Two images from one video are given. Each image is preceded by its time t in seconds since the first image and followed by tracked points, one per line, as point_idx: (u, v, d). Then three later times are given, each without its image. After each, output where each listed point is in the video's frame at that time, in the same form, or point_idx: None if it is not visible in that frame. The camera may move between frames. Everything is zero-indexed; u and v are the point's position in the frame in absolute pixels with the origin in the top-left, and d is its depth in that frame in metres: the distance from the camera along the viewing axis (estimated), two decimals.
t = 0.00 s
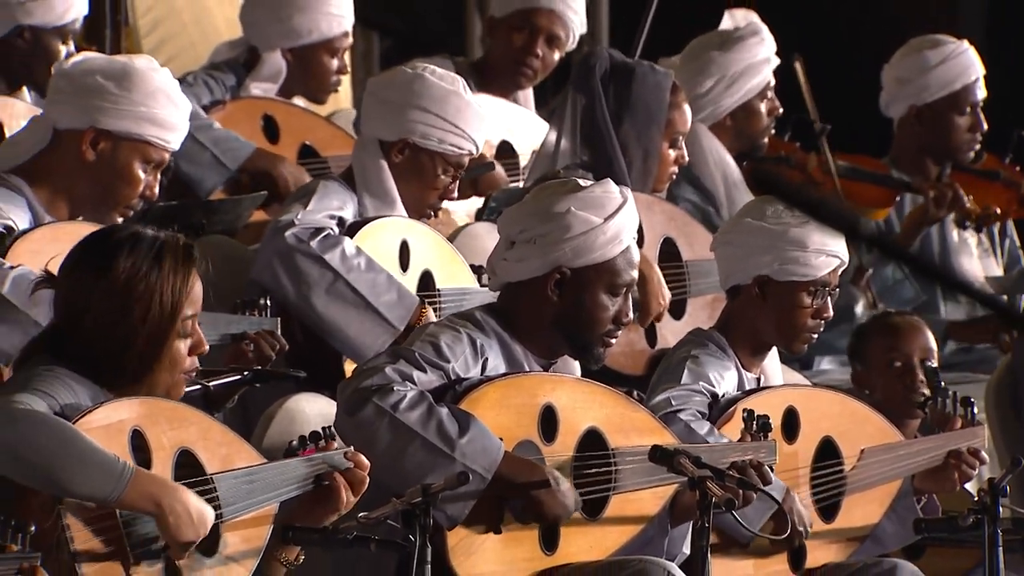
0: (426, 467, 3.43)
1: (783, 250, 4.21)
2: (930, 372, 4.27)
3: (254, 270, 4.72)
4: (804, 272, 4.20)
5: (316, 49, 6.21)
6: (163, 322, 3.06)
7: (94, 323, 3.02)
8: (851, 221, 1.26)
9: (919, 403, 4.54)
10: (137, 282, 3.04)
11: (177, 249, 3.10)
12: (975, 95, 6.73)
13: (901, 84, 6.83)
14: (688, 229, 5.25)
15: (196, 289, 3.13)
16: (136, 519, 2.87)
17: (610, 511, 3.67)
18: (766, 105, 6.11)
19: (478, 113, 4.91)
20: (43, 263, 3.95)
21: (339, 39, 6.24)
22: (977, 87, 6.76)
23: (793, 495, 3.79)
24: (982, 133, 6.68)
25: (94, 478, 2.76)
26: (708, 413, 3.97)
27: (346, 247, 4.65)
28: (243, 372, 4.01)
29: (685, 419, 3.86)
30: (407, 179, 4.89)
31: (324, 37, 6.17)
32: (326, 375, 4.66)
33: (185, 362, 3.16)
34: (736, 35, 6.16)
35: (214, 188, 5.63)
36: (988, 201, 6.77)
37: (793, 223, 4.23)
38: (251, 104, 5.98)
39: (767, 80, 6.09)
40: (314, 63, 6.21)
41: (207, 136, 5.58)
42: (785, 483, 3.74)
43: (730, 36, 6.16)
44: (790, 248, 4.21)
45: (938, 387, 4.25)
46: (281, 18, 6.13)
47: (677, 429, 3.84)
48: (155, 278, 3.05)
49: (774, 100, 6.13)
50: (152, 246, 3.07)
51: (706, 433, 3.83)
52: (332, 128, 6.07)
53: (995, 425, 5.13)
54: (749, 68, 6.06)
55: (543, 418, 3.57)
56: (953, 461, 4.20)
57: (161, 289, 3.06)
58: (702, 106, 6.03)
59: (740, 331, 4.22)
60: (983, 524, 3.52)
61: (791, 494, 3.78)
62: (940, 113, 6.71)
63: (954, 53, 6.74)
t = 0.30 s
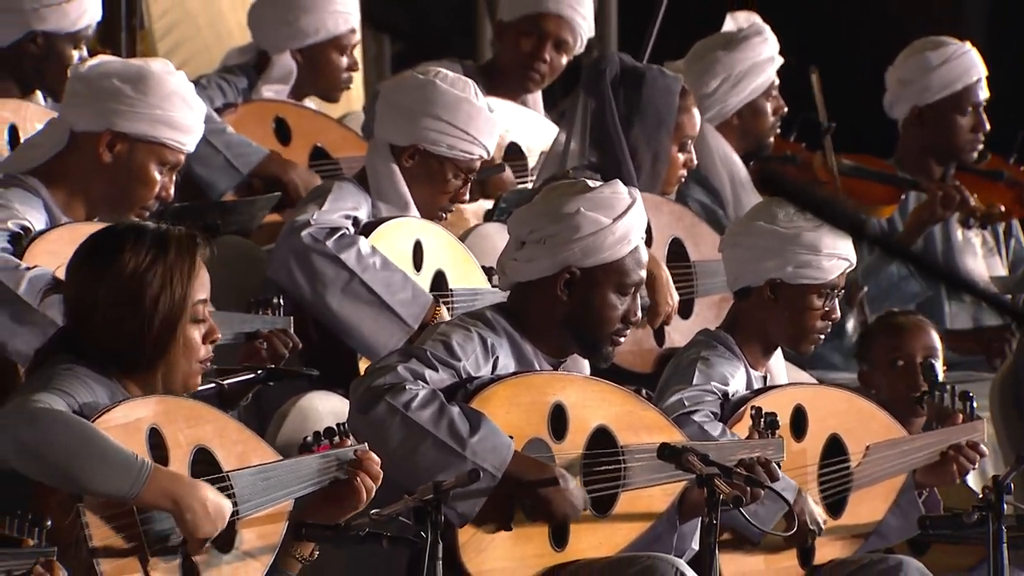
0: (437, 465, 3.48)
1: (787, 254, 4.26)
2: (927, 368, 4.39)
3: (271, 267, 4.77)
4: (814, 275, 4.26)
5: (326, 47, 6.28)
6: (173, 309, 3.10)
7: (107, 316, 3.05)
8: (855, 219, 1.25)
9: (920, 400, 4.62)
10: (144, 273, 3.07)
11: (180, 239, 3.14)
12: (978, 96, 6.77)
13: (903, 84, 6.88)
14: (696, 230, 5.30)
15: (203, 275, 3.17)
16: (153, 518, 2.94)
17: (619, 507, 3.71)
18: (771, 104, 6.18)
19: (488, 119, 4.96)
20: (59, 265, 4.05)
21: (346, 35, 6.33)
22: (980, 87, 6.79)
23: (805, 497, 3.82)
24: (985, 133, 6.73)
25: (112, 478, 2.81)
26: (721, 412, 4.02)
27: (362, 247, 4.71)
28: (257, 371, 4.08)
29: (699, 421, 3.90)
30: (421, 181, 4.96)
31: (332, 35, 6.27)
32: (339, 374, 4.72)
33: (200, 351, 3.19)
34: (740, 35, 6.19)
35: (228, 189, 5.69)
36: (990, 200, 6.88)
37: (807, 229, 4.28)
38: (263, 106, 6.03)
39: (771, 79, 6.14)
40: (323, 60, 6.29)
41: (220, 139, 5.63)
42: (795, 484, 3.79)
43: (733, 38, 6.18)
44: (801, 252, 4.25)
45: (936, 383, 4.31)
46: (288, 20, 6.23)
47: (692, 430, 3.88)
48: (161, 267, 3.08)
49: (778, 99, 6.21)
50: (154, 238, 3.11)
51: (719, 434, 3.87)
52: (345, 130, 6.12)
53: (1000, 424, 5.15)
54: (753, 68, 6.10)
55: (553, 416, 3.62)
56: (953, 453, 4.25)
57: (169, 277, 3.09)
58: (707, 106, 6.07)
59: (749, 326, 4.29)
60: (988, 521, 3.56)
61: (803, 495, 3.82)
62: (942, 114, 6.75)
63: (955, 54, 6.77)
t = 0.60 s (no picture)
0: (449, 462, 3.53)
1: (781, 246, 4.32)
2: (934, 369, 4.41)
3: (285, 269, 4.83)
4: (804, 269, 4.30)
5: (337, 51, 6.39)
6: (188, 318, 3.14)
7: (121, 320, 3.10)
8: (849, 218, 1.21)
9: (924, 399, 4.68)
10: (163, 279, 3.11)
11: (202, 248, 3.17)
12: (971, 88, 6.90)
13: (899, 80, 7.04)
14: (703, 229, 5.35)
15: (222, 288, 3.21)
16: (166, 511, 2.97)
17: (629, 504, 3.75)
18: (776, 105, 6.24)
19: (494, 122, 5.01)
20: (77, 263, 4.12)
21: (358, 38, 6.44)
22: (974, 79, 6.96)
23: (812, 490, 3.88)
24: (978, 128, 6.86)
25: (123, 473, 2.86)
26: (728, 410, 4.05)
27: (373, 249, 4.75)
28: (271, 370, 4.14)
29: (705, 418, 3.94)
30: (431, 184, 5.01)
31: (343, 39, 6.37)
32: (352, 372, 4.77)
33: (210, 360, 3.25)
34: (743, 37, 6.24)
35: (242, 189, 5.74)
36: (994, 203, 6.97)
37: (791, 221, 4.34)
38: (276, 108, 6.10)
39: (774, 80, 6.20)
40: (335, 64, 6.39)
41: (234, 139, 5.69)
42: (803, 480, 3.85)
43: (735, 39, 6.24)
44: (790, 245, 4.31)
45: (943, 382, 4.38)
46: (301, 24, 6.32)
47: (697, 428, 3.91)
48: (180, 275, 3.13)
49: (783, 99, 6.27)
50: (177, 245, 3.14)
51: (725, 431, 3.91)
52: (355, 131, 6.15)
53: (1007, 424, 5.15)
54: (757, 67, 6.15)
55: (562, 414, 3.67)
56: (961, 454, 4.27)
57: (187, 286, 3.14)
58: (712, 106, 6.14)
59: (750, 334, 4.32)
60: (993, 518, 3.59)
61: (809, 488, 3.87)
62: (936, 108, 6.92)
63: (947, 48, 6.92)
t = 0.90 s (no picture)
0: (462, 459, 3.58)
1: (791, 248, 4.37)
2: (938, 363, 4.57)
3: (300, 269, 4.89)
4: (819, 269, 4.36)
5: (352, 61, 6.43)
6: (208, 309, 3.19)
7: (140, 312, 3.15)
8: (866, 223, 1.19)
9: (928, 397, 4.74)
10: (181, 272, 3.17)
11: (219, 243, 3.24)
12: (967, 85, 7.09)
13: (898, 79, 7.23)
14: (712, 230, 5.41)
15: (239, 280, 3.27)
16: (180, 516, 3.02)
17: (639, 501, 3.81)
18: (784, 105, 6.30)
19: (505, 123, 5.06)
20: (95, 264, 4.22)
21: (373, 47, 6.47)
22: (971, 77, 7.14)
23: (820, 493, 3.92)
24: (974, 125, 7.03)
25: (139, 474, 2.91)
26: (737, 409, 4.11)
27: (387, 251, 4.81)
28: (287, 368, 4.15)
29: (716, 418, 3.98)
30: (444, 185, 5.07)
31: (358, 46, 6.41)
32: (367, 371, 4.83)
33: (230, 354, 3.29)
34: (751, 39, 6.29)
35: (258, 189, 5.81)
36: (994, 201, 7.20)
37: (805, 223, 4.40)
38: (290, 111, 6.17)
39: (782, 81, 6.24)
40: (348, 71, 6.44)
41: (248, 138, 5.75)
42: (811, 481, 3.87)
43: (745, 41, 6.29)
44: (802, 247, 4.36)
45: (946, 380, 4.47)
46: (317, 30, 6.37)
47: (709, 427, 3.96)
48: (198, 268, 3.19)
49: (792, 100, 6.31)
50: (195, 240, 3.21)
51: (736, 430, 3.95)
52: (368, 132, 6.20)
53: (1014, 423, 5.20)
54: (767, 68, 6.20)
55: (573, 412, 3.72)
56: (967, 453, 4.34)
57: (206, 278, 3.19)
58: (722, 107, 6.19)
59: (759, 324, 4.39)
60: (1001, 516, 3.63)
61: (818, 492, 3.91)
62: (933, 105, 7.09)
63: (943, 46, 7.11)
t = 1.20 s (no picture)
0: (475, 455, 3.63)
1: (797, 247, 4.41)
2: (944, 364, 4.63)
3: (314, 268, 4.94)
4: (823, 267, 4.40)
5: (365, 66, 6.54)
6: (232, 309, 3.23)
7: (165, 309, 3.18)
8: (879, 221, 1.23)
9: (935, 394, 4.79)
10: (208, 272, 3.19)
11: (244, 245, 3.26)
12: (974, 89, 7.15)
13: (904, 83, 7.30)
14: (722, 228, 5.45)
15: (261, 282, 3.30)
16: (197, 508, 3.07)
17: (649, 497, 3.86)
18: (792, 104, 6.33)
19: (521, 122, 5.12)
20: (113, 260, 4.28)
21: (388, 54, 6.57)
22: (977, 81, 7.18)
23: (829, 483, 3.98)
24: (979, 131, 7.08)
25: (157, 470, 2.95)
26: (746, 406, 4.14)
27: (400, 249, 4.86)
28: (303, 366, 4.22)
29: (725, 413, 4.03)
30: (457, 185, 5.12)
31: (372, 54, 6.52)
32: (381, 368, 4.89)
33: (247, 354, 3.33)
34: (758, 39, 6.36)
35: (273, 189, 5.86)
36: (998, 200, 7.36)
37: (809, 222, 4.44)
38: (306, 112, 6.25)
39: (790, 80, 6.31)
40: (364, 77, 6.54)
41: (265, 139, 5.82)
42: (820, 473, 3.93)
43: (752, 42, 6.34)
44: (808, 246, 4.40)
45: (952, 377, 4.48)
46: (335, 36, 6.50)
47: (718, 423, 4.00)
48: (224, 270, 3.21)
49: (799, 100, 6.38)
50: (221, 240, 3.23)
51: (745, 425, 4.01)
52: (382, 132, 6.26)
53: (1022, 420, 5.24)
54: (774, 68, 6.26)
55: (586, 408, 3.77)
56: (973, 448, 4.36)
57: (231, 279, 3.22)
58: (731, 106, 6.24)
59: (766, 321, 4.44)
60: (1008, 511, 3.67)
61: (826, 480, 3.97)
62: (937, 109, 7.16)
63: (950, 51, 7.16)
